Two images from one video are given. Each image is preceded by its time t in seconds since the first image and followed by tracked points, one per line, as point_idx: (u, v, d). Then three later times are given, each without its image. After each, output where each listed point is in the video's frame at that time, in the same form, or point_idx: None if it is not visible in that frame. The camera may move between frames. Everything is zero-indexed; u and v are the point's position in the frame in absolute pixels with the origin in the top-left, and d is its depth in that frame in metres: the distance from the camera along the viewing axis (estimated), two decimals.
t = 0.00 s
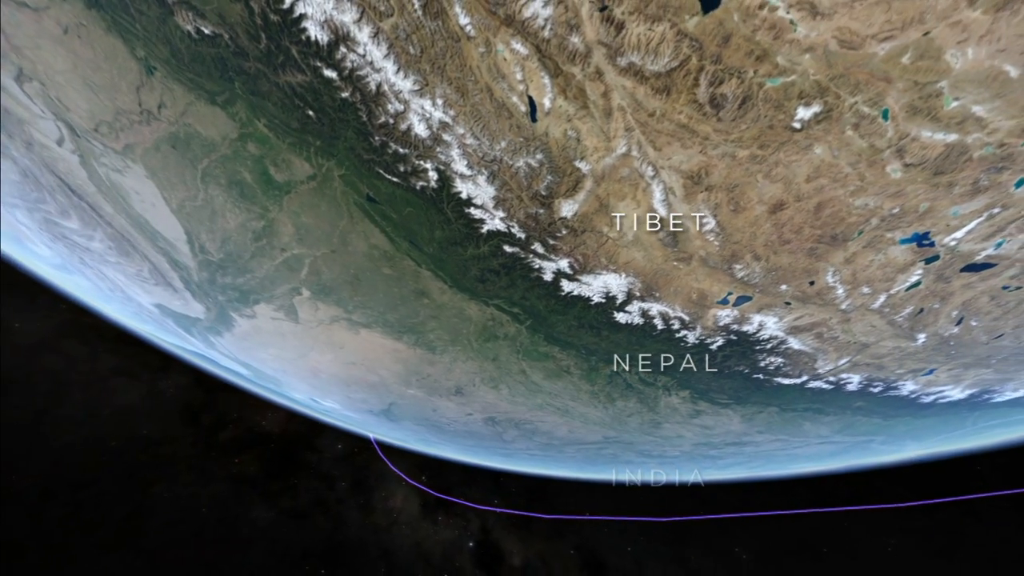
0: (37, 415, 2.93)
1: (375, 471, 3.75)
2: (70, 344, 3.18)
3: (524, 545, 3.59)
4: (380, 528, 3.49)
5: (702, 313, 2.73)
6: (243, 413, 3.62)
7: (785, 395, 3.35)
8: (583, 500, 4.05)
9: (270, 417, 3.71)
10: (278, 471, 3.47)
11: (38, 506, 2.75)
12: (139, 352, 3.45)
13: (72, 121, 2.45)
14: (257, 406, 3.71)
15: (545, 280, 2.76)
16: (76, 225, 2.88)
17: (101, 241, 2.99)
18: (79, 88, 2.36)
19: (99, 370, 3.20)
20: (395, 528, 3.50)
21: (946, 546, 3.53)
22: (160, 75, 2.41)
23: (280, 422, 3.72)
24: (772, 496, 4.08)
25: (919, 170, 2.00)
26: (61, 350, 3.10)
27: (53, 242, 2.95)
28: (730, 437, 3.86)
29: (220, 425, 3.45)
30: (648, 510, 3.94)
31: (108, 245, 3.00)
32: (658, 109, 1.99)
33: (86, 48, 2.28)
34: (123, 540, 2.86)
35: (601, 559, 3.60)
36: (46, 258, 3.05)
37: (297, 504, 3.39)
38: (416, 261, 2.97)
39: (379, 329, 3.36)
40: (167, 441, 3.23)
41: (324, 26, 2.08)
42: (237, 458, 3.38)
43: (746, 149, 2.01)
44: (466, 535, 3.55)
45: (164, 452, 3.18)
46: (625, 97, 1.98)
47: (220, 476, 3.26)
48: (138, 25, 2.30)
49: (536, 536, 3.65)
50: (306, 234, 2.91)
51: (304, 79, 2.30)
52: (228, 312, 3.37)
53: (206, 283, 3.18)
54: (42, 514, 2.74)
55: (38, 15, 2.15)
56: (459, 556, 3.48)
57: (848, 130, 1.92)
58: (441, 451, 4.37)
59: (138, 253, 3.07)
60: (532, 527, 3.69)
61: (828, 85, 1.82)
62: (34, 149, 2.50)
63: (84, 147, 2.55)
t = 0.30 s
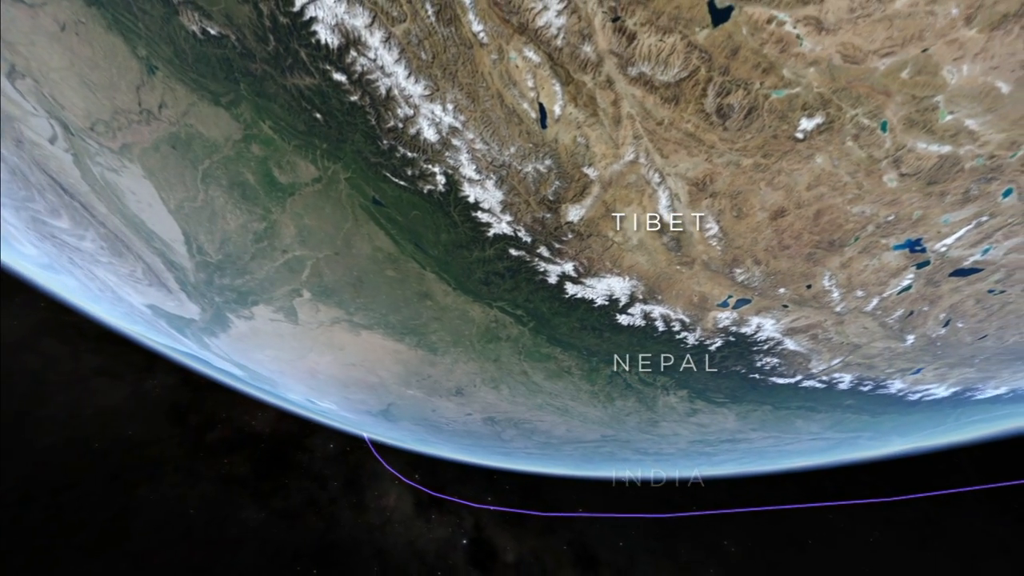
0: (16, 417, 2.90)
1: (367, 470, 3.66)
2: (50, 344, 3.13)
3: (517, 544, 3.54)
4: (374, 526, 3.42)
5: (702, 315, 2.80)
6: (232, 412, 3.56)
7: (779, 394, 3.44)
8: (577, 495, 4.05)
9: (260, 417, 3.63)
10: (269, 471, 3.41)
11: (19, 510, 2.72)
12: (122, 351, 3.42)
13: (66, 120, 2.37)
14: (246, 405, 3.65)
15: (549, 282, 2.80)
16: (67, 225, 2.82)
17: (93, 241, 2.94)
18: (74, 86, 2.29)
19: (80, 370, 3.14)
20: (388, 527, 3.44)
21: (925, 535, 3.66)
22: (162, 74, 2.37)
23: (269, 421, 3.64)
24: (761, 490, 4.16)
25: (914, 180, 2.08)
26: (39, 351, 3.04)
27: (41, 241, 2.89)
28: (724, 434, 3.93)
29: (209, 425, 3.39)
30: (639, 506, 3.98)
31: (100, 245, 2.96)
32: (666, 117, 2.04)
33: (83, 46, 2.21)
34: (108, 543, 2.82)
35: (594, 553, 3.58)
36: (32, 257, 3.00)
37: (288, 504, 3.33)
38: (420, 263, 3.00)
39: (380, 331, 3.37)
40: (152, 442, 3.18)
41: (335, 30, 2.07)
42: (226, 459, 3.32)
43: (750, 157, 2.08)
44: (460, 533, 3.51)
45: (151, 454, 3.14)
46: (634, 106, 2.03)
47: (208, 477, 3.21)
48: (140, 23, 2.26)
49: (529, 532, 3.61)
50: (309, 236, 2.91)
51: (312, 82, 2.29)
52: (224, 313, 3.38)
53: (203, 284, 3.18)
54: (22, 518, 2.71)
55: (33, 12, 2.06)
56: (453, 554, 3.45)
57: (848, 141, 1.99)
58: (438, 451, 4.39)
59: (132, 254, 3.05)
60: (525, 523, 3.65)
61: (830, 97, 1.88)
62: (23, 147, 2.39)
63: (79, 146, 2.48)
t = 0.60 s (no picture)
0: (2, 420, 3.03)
1: (359, 470, 3.80)
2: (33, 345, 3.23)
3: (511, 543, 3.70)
4: (366, 525, 3.59)
5: (702, 317, 2.87)
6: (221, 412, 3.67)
7: (774, 393, 3.52)
8: (570, 492, 4.19)
9: (251, 416, 3.76)
10: (259, 471, 3.56)
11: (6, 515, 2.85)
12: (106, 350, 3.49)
13: (61, 118, 2.38)
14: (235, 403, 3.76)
15: (553, 285, 2.85)
16: (57, 224, 2.78)
17: (84, 240, 2.90)
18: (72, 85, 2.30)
19: (63, 372, 3.25)
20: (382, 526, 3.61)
21: (903, 526, 3.85)
22: (165, 74, 2.36)
23: (260, 420, 3.75)
24: (749, 484, 4.27)
25: (909, 190, 2.16)
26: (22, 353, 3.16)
27: (28, 240, 2.85)
28: (720, 432, 3.99)
29: (195, 425, 3.51)
30: (632, 503, 4.12)
31: (92, 244, 2.92)
32: (674, 126, 2.08)
33: (83, 44, 2.22)
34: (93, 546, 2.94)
35: (585, 549, 3.78)
36: (19, 257, 2.97)
37: (278, 504, 3.48)
38: (425, 266, 3.02)
39: (381, 332, 3.37)
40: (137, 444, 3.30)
41: (346, 34, 2.07)
42: (215, 459, 3.46)
43: (754, 166, 2.14)
44: (454, 531, 3.68)
45: (137, 456, 3.27)
46: (643, 115, 2.07)
47: (196, 480, 3.35)
48: (144, 24, 2.24)
49: (522, 528, 3.79)
50: (311, 239, 2.91)
51: (320, 86, 2.29)
52: (221, 313, 3.31)
53: (200, 285, 3.13)
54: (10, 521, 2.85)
55: (31, 7, 2.11)
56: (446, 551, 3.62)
57: (847, 151, 2.06)
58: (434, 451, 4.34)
59: (125, 254, 2.99)
60: (517, 521, 3.82)
61: (832, 109, 1.94)
62: (14, 146, 2.41)
63: (75, 145, 2.48)
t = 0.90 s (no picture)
0: None
1: (351, 469, 3.79)
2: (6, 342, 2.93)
3: (504, 540, 3.75)
4: (358, 525, 3.57)
5: (702, 319, 2.95)
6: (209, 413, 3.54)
7: (769, 392, 3.61)
8: (564, 490, 4.25)
9: (240, 416, 3.65)
10: (250, 472, 3.46)
11: None
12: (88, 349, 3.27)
13: (55, 117, 2.25)
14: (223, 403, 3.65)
15: (557, 288, 2.89)
16: (47, 225, 2.58)
17: (76, 240, 2.74)
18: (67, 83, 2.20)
19: (38, 370, 2.96)
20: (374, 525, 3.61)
21: (886, 516, 3.97)
22: (168, 74, 2.32)
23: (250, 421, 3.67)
24: (739, 481, 4.35)
25: (902, 198, 2.25)
26: None
27: (12, 241, 2.59)
28: (715, 430, 4.08)
29: (183, 425, 3.37)
30: (625, 500, 4.19)
31: (85, 245, 2.77)
32: (680, 135, 2.14)
33: (83, 43, 2.13)
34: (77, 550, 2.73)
35: (579, 544, 3.83)
36: None
37: (269, 505, 3.41)
38: (429, 268, 3.05)
39: (383, 333, 3.38)
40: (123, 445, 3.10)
41: (358, 39, 2.08)
42: (203, 459, 3.33)
43: (756, 174, 2.20)
44: (447, 528, 3.71)
45: (121, 455, 3.06)
46: (651, 123, 2.12)
47: (184, 481, 3.20)
48: (148, 23, 2.22)
49: (518, 525, 3.84)
50: (315, 241, 2.93)
51: (329, 89, 2.30)
52: (218, 315, 3.27)
53: (197, 287, 3.09)
54: None
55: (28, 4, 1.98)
56: (439, 548, 3.65)
57: (846, 160, 2.14)
58: (431, 450, 4.47)
59: (120, 254, 2.89)
60: (512, 518, 3.86)
61: (833, 120, 2.02)
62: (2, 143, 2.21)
63: (70, 145, 2.36)
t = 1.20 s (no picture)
0: None
1: (343, 468, 3.76)
2: None
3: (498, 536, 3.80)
4: (350, 524, 3.57)
5: (701, 321, 3.03)
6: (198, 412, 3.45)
7: (764, 391, 3.71)
8: (556, 488, 4.33)
9: (229, 416, 3.57)
10: (239, 472, 3.39)
11: None
12: (69, 350, 3.16)
13: (51, 116, 2.20)
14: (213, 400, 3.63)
15: (561, 291, 2.95)
16: (38, 224, 2.54)
17: (67, 240, 2.72)
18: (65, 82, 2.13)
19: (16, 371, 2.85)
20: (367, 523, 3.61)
21: (868, 507, 4.02)
22: (172, 75, 2.29)
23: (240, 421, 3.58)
24: (729, 476, 4.45)
25: (895, 207, 2.34)
26: None
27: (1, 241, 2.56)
28: (708, 428, 4.18)
29: (169, 425, 3.25)
30: (614, 496, 4.28)
31: (77, 245, 2.76)
32: (686, 143, 2.20)
33: (83, 42, 2.08)
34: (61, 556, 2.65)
35: (571, 539, 3.91)
36: None
37: (259, 506, 3.36)
38: (434, 271, 3.09)
39: (384, 335, 3.48)
40: (107, 446, 2.98)
41: (370, 45, 2.08)
42: (190, 461, 3.22)
43: (757, 182, 2.28)
44: (441, 526, 3.73)
45: (103, 458, 2.94)
46: (658, 132, 2.18)
47: (170, 482, 3.10)
48: (154, 24, 2.18)
49: (512, 523, 3.90)
50: (318, 243, 2.96)
51: (339, 93, 2.30)
52: (215, 316, 3.35)
53: (194, 288, 3.14)
54: None
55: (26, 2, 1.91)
56: (433, 547, 3.67)
57: (843, 170, 2.22)
58: (429, 449, 4.65)
59: (114, 255, 2.90)
60: (506, 517, 3.91)
61: (832, 132, 2.10)
62: None
63: (65, 144, 2.32)
